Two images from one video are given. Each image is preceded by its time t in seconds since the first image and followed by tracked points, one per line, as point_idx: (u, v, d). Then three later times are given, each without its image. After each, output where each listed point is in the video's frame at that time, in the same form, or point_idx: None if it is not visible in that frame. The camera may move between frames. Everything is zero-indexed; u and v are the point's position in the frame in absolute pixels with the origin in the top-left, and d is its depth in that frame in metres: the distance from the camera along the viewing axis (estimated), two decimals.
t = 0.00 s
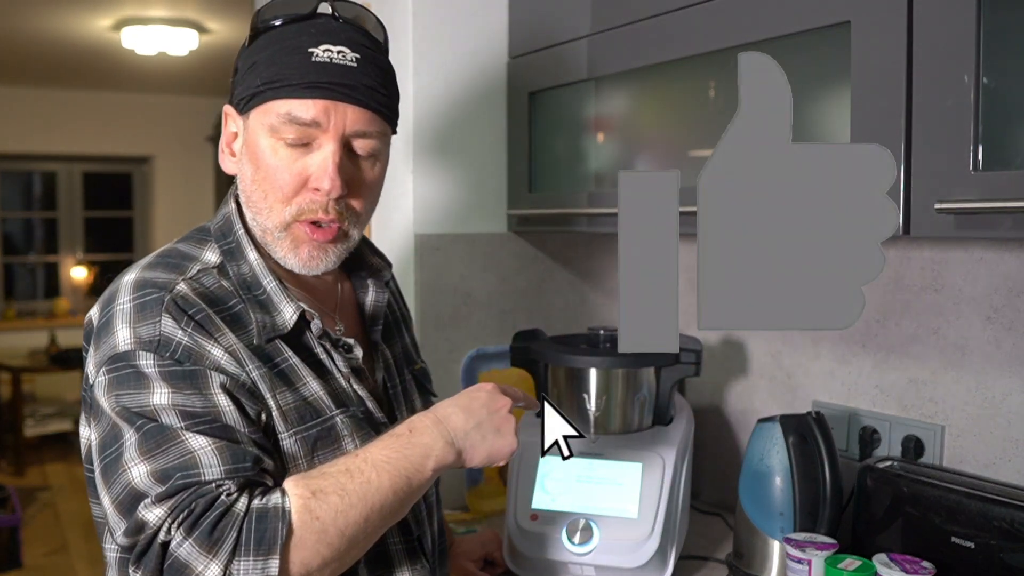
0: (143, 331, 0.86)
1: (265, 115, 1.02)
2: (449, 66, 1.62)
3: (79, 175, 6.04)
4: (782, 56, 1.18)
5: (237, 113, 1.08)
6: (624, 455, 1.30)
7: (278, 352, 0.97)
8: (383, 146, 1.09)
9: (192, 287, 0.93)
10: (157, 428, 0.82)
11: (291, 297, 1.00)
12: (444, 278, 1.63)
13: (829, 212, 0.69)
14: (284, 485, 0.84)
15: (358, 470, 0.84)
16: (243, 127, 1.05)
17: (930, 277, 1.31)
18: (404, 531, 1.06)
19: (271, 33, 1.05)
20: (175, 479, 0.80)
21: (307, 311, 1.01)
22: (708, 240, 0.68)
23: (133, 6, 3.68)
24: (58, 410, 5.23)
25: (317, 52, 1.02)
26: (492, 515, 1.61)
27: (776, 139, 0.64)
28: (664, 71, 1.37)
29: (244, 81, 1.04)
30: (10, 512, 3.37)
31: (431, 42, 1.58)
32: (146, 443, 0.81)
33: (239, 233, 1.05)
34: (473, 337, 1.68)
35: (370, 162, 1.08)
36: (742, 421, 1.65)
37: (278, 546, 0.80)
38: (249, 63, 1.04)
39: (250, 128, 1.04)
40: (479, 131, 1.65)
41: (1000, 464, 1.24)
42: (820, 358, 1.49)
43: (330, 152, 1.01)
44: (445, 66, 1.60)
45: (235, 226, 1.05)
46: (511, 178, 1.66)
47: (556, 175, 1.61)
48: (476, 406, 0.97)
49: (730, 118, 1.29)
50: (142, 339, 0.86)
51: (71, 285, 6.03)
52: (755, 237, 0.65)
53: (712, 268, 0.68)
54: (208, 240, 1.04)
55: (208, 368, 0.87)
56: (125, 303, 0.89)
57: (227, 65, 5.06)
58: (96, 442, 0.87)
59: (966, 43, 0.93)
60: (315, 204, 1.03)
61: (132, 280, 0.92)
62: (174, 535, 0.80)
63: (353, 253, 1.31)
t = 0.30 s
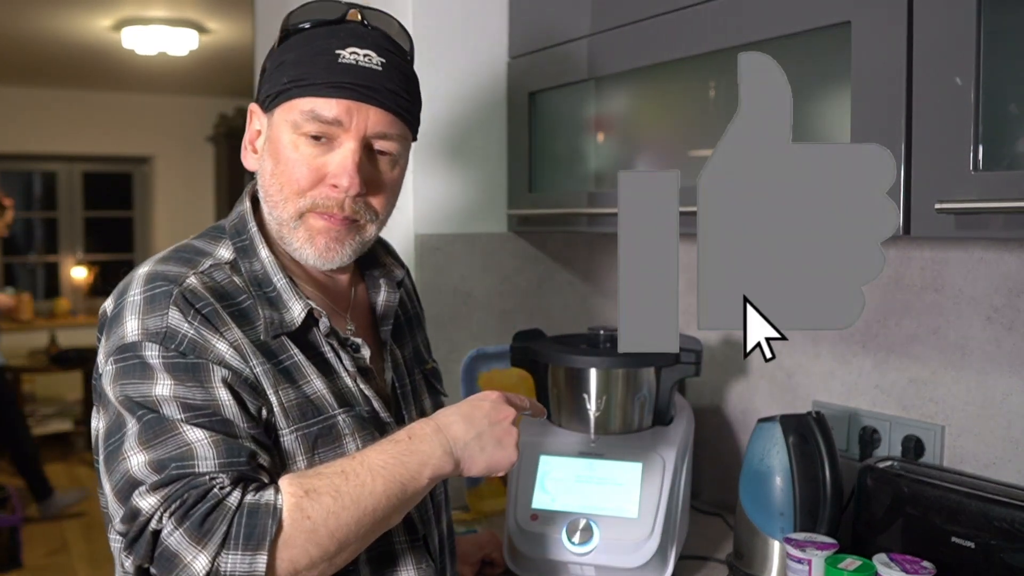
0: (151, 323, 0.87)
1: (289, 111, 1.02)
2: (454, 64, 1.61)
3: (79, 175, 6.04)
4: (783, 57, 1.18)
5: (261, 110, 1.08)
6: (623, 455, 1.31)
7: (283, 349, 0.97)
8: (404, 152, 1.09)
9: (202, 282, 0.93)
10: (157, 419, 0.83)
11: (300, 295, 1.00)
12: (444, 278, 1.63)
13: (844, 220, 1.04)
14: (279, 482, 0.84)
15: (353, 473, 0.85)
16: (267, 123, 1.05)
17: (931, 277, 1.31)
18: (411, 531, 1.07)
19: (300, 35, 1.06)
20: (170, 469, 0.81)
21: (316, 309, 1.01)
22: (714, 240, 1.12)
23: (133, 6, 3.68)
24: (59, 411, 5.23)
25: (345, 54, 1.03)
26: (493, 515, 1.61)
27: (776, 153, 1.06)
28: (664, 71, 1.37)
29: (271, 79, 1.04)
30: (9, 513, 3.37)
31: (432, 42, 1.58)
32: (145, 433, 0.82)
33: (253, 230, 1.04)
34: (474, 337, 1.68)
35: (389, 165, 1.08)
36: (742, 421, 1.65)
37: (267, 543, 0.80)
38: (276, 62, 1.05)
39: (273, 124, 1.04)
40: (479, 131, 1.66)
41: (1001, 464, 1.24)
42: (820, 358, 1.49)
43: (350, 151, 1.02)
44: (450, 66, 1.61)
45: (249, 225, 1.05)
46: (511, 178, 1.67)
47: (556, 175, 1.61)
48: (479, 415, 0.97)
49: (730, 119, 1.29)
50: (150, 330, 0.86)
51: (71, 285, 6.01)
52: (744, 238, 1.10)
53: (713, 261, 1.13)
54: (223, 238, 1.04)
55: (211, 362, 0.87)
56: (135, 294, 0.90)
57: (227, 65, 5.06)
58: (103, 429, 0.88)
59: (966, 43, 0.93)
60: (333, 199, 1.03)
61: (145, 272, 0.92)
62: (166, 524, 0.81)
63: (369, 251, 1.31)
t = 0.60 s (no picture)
0: (180, 320, 0.87)
1: (309, 115, 1.02)
2: (453, 66, 1.62)
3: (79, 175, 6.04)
4: (783, 56, 1.18)
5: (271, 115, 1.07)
6: (623, 455, 1.31)
7: (306, 343, 0.98)
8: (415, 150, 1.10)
9: (226, 279, 0.93)
10: (192, 417, 0.82)
11: (318, 292, 1.01)
12: (444, 278, 1.63)
13: (844, 220, 1.06)
14: (311, 476, 0.85)
15: (382, 466, 0.86)
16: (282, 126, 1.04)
17: (931, 277, 1.31)
18: (426, 516, 1.11)
19: (307, 44, 1.05)
20: (209, 466, 0.81)
21: (334, 305, 1.02)
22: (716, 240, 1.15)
23: (132, 6, 3.68)
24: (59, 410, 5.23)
25: (362, 60, 1.03)
26: (493, 515, 1.61)
27: (777, 153, 1.10)
28: (664, 71, 1.36)
29: (284, 84, 1.03)
30: (10, 513, 3.37)
31: (431, 42, 1.58)
32: (180, 431, 0.82)
33: (264, 230, 1.03)
34: (474, 337, 1.68)
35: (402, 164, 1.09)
36: (743, 420, 1.65)
37: (307, 536, 0.81)
38: (290, 67, 1.04)
39: (290, 127, 1.03)
40: (479, 131, 1.65)
41: (1001, 463, 1.24)
42: (820, 358, 1.49)
43: (372, 152, 1.03)
44: (451, 67, 1.62)
45: (258, 224, 1.04)
46: (511, 177, 1.66)
47: (556, 175, 1.61)
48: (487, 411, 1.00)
49: (730, 119, 1.29)
50: (179, 328, 0.86)
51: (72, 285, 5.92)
52: (744, 238, 1.13)
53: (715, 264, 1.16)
54: (231, 237, 1.02)
55: (243, 358, 0.87)
56: (161, 292, 0.89)
57: (227, 65, 5.06)
58: (126, 429, 0.87)
59: (965, 42, 0.93)
60: (354, 200, 1.04)
61: (167, 270, 0.92)
62: (207, 520, 0.81)
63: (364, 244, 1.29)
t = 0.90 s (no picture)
0: (201, 321, 0.87)
1: (303, 117, 1.02)
2: (453, 67, 1.62)
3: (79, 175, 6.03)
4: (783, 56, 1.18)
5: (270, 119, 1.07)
6: (623, 455, 1.31)
7: (321, 341, 0.98)
8: (411, 147, 1.10)
9: (241, 280, 0.93)
10: (219, 415, 0.82)
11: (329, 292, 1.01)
12: (444, 278, 1.63)
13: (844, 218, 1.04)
14: (338, 471, 0.86)
15: (408, 463, 0.88)
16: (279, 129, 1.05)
17: (931, 277, 1.31)
18: (433, 510, 1.12)
19: (304, 47, 1.04)
20: (240, 463, 0.80)
21: (344, 305, 1.02)
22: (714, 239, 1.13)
23: (132, 6, 3.69)
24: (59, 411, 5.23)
25: (354, 60, 1.03)
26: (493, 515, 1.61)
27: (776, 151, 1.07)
28: (664, 71, 1.37)
29: (280, 87, 1.04)
30: (10, 513, 3.37)
31: (432, 43, 1.58)
32: (209, 430, 0.81)
33: (274, 231, 1.03)
34: (474, 337, 1.68)
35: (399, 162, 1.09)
36: (743, 420, 1.65)
37: (340, 527, 0.82)
38: (285, 70, 1.04)
39: (287, 130, 1.04)
40: (478, 131, 1.65)
41: (1001, 464, 1.24)
42: (820, 358, 1.49)
43: (364, 150, 1.03)
44: (451, 68, 1.61)
45: (268, 225, 1.04)
46: (511, 177, 1.66)
47: (556, 175, 1.61)
48: (499, 410, 1.03)
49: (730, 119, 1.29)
50: (200, 328, 0.86)
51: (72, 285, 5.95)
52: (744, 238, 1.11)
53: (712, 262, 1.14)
54: (241, 238, 1.02)
55: (265, 357, 0.88)
56: (178, 294, 0.89)
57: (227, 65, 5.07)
58: (147, 431, 0.86)
59: (966, 42, 0.93)
60: (349, 198, 1.04)
61: (182, 273, 0.91)
62: (243, 516, 0.80)
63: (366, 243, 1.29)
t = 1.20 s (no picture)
0: (196, 320, 0.87)
1: (323, 124, 1.00)
2: (452, 67, 1.62)
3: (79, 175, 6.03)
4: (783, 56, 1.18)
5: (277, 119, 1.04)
6: (622, 455, 1.31)
7: (316, 339, 0.98)
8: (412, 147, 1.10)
9: (236, 279, 0.93)
10: (213, 413, 0.82)
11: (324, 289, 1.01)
12: (444, 278, 1.63)
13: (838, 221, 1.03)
14: (335, 466, 0.85)
15: (408, 459, 0.87)
16: (291, 131, 1.02)
17: (931, 277, 1.31)
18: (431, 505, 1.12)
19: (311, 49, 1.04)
20: (234, 460, 0.81)
21: (339, 302, 1.02)
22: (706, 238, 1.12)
23: (132, 6, 3.69)
24: (60, 411, 5.23)
25: (374, 68, 1.02)
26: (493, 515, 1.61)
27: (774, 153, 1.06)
28: (664, 71, 1.37)
29: (291, 91, 1.02)
30: (10, 513, 3.37)
31: (431, 43, 1.58)
32: (203, 428, 0.82)
33: (268, 230, 1.03)
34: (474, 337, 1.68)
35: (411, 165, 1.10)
36: (743, 420, 1.65)
37: (334, 522, 0.81)
38: (297, 72, 1.02)
39: (301, 134, 1.01)
40: (479, 131, 1.65)
41: (1001, 463, 1.24)
42: (820, 358, 1.49)
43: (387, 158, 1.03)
44: (450, 67, 1.61)
45: (262, 225, 1.03)
46: (511, 177, 1.66)
47: (556, 175, 1.61)
48: (502, 402, 1.02)
49: (730, 118, 1.29)
50: (195, 328, 0.86)
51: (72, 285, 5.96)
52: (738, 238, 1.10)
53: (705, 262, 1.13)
54: (235, 238, 1.02)
55: (259, 355, 0.88)
56: (173, 295, 0.89)
57: (227, 65, 5.07)
58: (145, 430, 0.87)
59: (966, 42, 0.93)
60: (370, 205, 1.03)
61: (177, 273, 0.92)
62: (237, 513, 0.80)
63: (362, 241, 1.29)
